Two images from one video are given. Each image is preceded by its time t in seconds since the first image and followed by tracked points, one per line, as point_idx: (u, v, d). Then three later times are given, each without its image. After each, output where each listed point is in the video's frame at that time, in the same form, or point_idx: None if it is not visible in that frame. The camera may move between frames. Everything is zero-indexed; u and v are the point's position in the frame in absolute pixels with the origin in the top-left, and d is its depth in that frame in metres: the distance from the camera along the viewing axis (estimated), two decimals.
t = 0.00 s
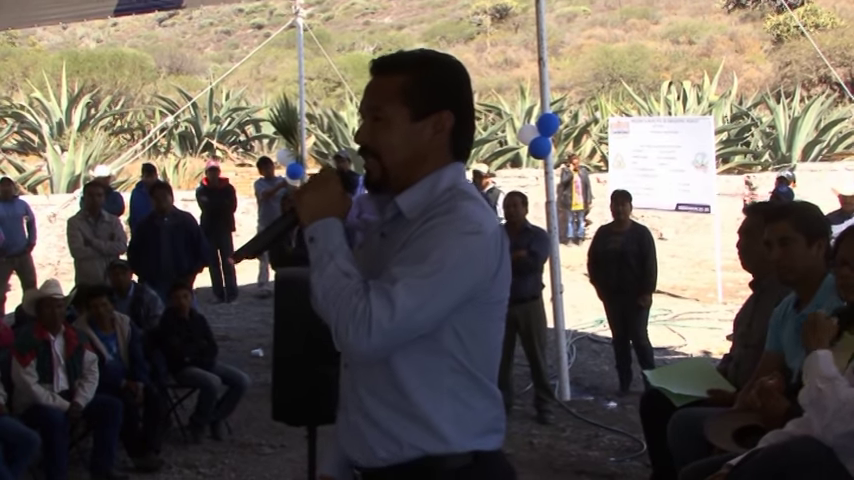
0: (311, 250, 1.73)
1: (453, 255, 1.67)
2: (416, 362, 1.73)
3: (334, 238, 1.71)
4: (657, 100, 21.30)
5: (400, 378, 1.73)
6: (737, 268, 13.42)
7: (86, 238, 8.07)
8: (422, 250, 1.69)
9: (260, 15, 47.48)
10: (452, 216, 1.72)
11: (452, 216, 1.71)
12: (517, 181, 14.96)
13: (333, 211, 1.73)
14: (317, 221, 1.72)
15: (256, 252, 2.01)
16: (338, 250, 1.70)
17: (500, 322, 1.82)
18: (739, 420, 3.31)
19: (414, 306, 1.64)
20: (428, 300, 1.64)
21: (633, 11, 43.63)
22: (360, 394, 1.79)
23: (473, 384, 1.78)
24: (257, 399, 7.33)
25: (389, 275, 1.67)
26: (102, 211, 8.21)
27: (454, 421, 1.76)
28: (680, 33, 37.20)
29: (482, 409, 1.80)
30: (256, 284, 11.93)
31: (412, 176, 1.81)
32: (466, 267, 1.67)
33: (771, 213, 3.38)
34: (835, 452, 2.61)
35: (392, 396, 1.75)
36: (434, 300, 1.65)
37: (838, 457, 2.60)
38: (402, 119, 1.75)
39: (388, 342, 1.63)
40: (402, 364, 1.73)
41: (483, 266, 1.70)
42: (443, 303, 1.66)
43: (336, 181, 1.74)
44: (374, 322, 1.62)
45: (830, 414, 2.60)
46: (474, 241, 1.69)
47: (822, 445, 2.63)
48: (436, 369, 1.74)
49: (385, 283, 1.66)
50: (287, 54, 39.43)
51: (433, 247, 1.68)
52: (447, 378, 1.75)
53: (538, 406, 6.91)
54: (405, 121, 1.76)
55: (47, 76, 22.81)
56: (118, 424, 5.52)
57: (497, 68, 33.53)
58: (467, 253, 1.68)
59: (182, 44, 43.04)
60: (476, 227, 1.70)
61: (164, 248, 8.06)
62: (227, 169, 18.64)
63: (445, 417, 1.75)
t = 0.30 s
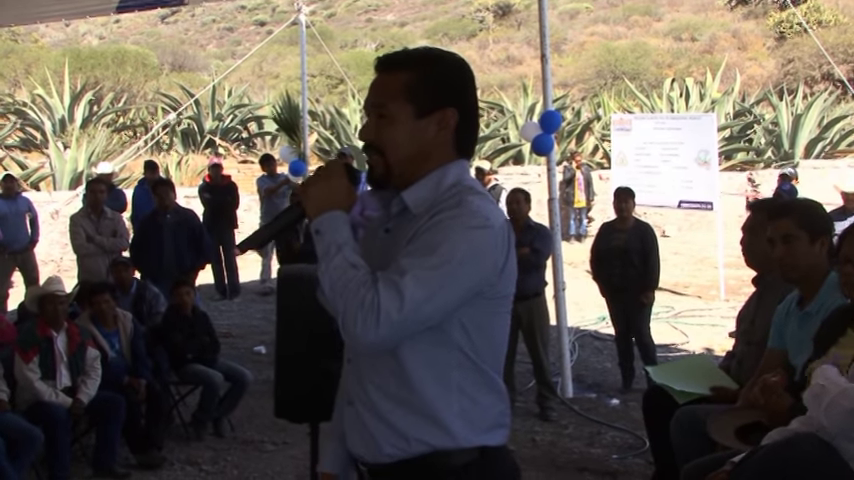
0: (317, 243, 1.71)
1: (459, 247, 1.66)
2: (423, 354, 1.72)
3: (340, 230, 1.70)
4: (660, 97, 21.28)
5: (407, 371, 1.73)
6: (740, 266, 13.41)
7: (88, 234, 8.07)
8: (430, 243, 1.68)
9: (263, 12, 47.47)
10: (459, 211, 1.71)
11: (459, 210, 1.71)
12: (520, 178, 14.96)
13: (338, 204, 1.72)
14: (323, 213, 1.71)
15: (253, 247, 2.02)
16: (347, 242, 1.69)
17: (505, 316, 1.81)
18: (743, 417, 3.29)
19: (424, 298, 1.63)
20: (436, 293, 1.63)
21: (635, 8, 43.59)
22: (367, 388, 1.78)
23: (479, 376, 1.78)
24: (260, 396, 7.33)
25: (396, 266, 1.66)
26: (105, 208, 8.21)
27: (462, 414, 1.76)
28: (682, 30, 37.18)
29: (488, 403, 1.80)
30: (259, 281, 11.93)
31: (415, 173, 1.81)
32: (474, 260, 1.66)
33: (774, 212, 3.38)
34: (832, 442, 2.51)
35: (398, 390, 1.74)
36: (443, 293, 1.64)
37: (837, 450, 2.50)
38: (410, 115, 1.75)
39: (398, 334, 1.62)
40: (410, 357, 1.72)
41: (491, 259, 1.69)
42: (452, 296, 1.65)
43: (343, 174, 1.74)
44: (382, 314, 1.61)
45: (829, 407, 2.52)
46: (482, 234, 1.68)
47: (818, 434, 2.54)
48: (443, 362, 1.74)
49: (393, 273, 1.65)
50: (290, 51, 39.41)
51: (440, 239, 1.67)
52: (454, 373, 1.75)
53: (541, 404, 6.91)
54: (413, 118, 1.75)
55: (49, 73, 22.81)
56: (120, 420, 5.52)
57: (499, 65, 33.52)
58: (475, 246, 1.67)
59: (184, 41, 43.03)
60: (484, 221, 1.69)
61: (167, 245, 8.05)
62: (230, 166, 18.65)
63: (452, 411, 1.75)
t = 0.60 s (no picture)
0: (313, 231, 1.72)
1: (455, 244, 1.66)
2: (421, 346, 1.73)
3: (336, 217, 1.70)
4: (662, 94, 21.26)
5: (406, 365, 1.73)
6: (743, 264, 13.40)
7: (91, 232, 8.09)
8: (427, 236, 1.68)
9: (266, 10, 47.41)
10: (460, 207, 1.70)
11: (460, 208, 1.70)
12: (523, 175, 14.95)
13: (337, 194, 1.72)
14: (323, 202, 1.71)
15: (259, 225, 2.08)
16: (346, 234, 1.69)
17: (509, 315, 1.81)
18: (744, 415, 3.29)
19: (415, 287, 1.63)
20: (431, 286, 1.64)
21: (638, 6, 43.53)
22: (371, 381, 1.78)
23: (480, 373, 1.77)
24: (263, 394, 7.34)
25: (390, 259, 1.66)
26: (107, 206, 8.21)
27: (464, 409, 1.76)
28: (685, 28, 37.13)
29: (490, 400, 1.80)
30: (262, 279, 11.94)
31: (418, 172, 1.81)
32: (470, 254, 1.67)
33: (776, 210, 3.37)
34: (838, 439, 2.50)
35: (397, 383, 1.74)
36: (436, 287, 1.64)
37: (835, 441, 2.50)
38: (419, 110, 1.74)
39: (386, 322, 1.63)
40: (414, 351, 1.72)
41: (489, 257, 1.69)
42: (445, 291, 1.65)
43: (343, 165, 1.75)
44: (371, 302, 1.62)
45: (838, 401, 2.48)
46: (479, 231, 1.68)
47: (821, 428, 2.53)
48: (442, 355, 1.73)
49: (385, 267, 1.65)
50: (292, 48, 39.40)
51: (439, 235, 1.67)
52: (455, 369, 1.74)
53: (543, 401, 6.90)
54: (420, 112, 1.75)
55: (52, 71, 22.84)
56: (123, 418, 5.53)
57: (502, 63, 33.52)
58: (472, 241, 1.67)
59: (187, 38, 43.05)
60: (483, 218, 1.69)
61: (169, 243, 8.06)
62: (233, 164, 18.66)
63: (452, 406, 1.75)
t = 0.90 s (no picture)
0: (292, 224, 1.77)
1: (426, 236, 1.69)
2: (404, 336, 1.75)
3: (316, 214, 1.74)
4: (662, 93, 21.27)
5: (390, 357, 1.76)
6: (742, 263, 13.40)
7: (91, 231, 8.09)
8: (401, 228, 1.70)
9: (265, 9, 47.35)
10: (441, 203, 1.72)
11: (439, 207, 1.72)
12: (523, 174, 14.95)
13: (322, 191, 1.76)
14: (306, 197, 1.75)
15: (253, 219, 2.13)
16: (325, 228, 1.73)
17: (502, 308, 1.81)
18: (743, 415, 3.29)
19: (383, 276, 1.66)
20: (401, 278, 1.66)
21: (638, 5, 43.49)
22: (366, 376, 1.82)
23: (473, 365, 1.77)
24: (263, 393, 7.34)
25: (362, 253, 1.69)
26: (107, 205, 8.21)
27: (454, 402, 1.76)
28: (685, 27, 37.10)
29: (487, 394, 1.80)
30: (262, 278, 11.94)
31: (402, 172, 1.81)
32: (445, 246, 1.69)
33: (776, 208, 3.36)
34: (839, 447, 2.45)
35: (384, 377, 1.77)
36: (405, 279, 1.66)
37: (835, 444, 2.45)
38: (403, 112, 1.76)
39: (352, 312, 1.66)
40: (396, 343, 1.75)
41: (466, 250, 1.71)
42: (417, 282, 1.67)
43: (332, 165, 1.78)
44: (337, 288, 1.65)
45: (830, 413, 2.42)
46: (453, 226, 1.70)
47: (819, 438, 2.47)
48: (426, 347, 1.74)
49: (352, 261, 1.68)
50: (292, 47, 39.37)
51: (415, 230, 1.70)
52: (439, 362, 1.75)
53: (543, 401, 6.90)
54: (403, 113, 1.76)
55: (52, 69, 22.83)
56: (123, 417, 5.54)
57: (502, 62, 33.55)
58: (444, 235, 1.69)
59: (187, 37, 43.04)
60: (461, 211, 1.72)
61: (169, 242, 8.05)
62: (233, 164, 18.69)
63: (443, 399, 1.75)
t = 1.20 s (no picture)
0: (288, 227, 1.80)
1: (402, 239, 1.70)
2: (390, 341, 1.78)
3: (313, 218, 1.77)
4: (663, 93, 21.26)
5: (377, 361, 1.79)
6: (743, 263, 13.40)
7: (92, 230, 8.08)
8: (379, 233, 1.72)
9: (267, 8, 47.34)
10: (420, 207, 1.74)
11: (420, 211, 1.74)
12: (524, 174, 14.95)
13: (323, 195, 1.79)
14: (305, 202, 1.79)
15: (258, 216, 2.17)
16: (320, 231, 1.76)
17: (490, 308, 1.81)
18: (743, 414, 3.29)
19: (356, 282, 1.68)
20: (374, 286, 1.68)
21: (639, 5, 43.48)
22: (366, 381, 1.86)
23: (458, 368, 1.78)
24: (264, 392, 7.33)
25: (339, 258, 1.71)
26: (108, 204, 8.20)
27: (445, 405, 1.78)
28: (686, 27, 37.10)
29: (479, 396, 1.81)
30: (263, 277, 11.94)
31: (397, 173, 1.83)
32: (418, 251, 1.71)
33: (778, 208, 3.37)
34: (838, 446, 2.46)
35: (375, 381, 1.80)
36: (376, 283, 1.68)
37: (836, 444, 2.47)
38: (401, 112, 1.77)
39: (328, 316, 1.69)
40: (387, 349, 1.78)
41: (441, 252, 1.72)
42: (388, 285, 1.69)
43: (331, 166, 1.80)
44: (310, 294, 1.69)
45: (829, 412, 2.45)
46: (431, 226, 1.72)
47: (817, 438, 2.48)
48: (411, 351, 1.77)
49: (325, 269, 1.70)
50: (293, 47, 39.35)
51: (395, 231, 1.72)
52: (423, 365, 1.77)
53: (544, 400, 6.89)
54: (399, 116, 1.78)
55: (52, 68, 22.82)
56: (124, 417, 5.53)
57: (503, 62, 33.54)
58: (420, 236, 1.71)
59: (188, 36, 43.02)
60: (436, 213, 1.73)
61: (170, 241, 8.05)
62: (234, 163, 18.70)
63: (429, 402, 1.77)
